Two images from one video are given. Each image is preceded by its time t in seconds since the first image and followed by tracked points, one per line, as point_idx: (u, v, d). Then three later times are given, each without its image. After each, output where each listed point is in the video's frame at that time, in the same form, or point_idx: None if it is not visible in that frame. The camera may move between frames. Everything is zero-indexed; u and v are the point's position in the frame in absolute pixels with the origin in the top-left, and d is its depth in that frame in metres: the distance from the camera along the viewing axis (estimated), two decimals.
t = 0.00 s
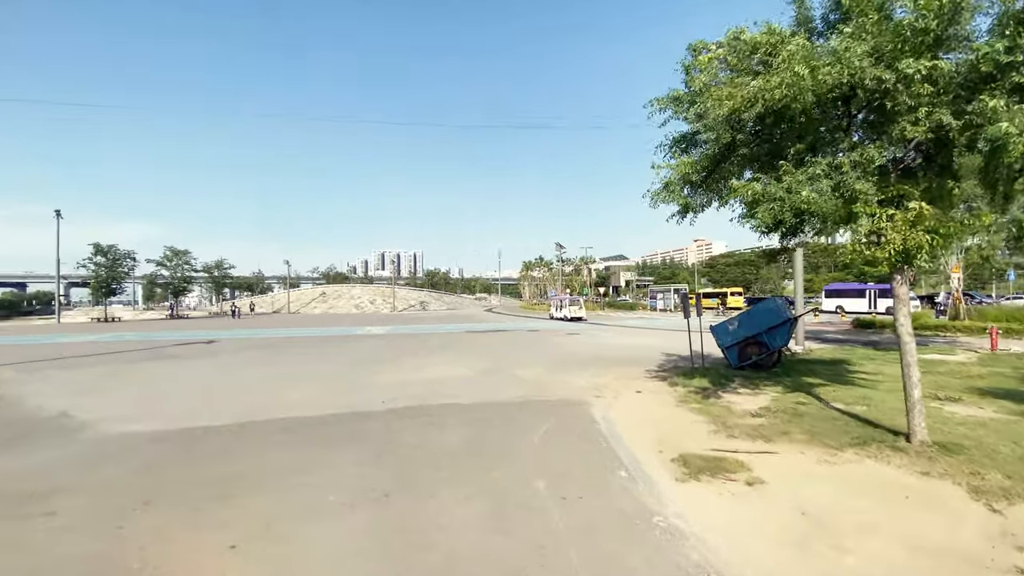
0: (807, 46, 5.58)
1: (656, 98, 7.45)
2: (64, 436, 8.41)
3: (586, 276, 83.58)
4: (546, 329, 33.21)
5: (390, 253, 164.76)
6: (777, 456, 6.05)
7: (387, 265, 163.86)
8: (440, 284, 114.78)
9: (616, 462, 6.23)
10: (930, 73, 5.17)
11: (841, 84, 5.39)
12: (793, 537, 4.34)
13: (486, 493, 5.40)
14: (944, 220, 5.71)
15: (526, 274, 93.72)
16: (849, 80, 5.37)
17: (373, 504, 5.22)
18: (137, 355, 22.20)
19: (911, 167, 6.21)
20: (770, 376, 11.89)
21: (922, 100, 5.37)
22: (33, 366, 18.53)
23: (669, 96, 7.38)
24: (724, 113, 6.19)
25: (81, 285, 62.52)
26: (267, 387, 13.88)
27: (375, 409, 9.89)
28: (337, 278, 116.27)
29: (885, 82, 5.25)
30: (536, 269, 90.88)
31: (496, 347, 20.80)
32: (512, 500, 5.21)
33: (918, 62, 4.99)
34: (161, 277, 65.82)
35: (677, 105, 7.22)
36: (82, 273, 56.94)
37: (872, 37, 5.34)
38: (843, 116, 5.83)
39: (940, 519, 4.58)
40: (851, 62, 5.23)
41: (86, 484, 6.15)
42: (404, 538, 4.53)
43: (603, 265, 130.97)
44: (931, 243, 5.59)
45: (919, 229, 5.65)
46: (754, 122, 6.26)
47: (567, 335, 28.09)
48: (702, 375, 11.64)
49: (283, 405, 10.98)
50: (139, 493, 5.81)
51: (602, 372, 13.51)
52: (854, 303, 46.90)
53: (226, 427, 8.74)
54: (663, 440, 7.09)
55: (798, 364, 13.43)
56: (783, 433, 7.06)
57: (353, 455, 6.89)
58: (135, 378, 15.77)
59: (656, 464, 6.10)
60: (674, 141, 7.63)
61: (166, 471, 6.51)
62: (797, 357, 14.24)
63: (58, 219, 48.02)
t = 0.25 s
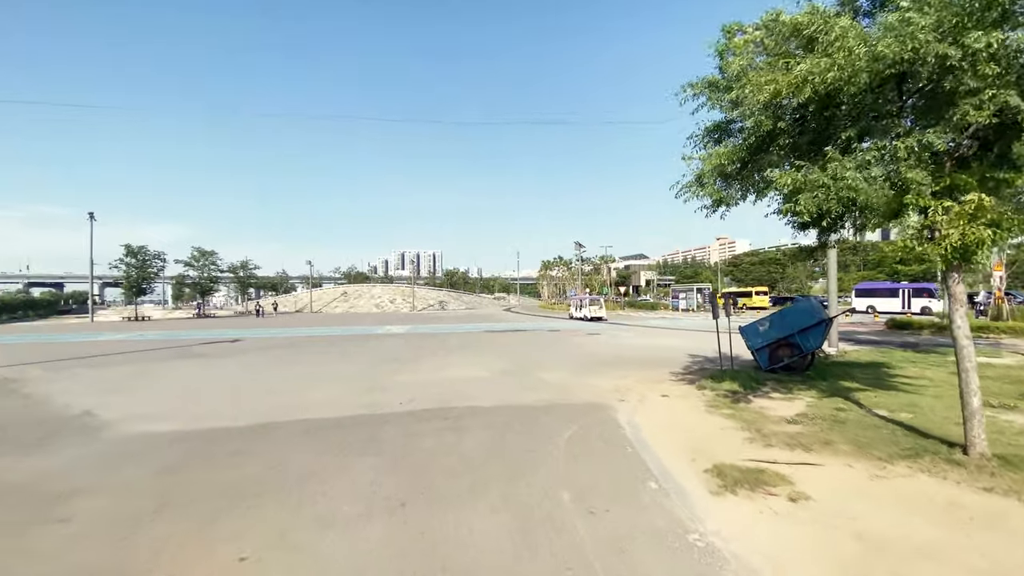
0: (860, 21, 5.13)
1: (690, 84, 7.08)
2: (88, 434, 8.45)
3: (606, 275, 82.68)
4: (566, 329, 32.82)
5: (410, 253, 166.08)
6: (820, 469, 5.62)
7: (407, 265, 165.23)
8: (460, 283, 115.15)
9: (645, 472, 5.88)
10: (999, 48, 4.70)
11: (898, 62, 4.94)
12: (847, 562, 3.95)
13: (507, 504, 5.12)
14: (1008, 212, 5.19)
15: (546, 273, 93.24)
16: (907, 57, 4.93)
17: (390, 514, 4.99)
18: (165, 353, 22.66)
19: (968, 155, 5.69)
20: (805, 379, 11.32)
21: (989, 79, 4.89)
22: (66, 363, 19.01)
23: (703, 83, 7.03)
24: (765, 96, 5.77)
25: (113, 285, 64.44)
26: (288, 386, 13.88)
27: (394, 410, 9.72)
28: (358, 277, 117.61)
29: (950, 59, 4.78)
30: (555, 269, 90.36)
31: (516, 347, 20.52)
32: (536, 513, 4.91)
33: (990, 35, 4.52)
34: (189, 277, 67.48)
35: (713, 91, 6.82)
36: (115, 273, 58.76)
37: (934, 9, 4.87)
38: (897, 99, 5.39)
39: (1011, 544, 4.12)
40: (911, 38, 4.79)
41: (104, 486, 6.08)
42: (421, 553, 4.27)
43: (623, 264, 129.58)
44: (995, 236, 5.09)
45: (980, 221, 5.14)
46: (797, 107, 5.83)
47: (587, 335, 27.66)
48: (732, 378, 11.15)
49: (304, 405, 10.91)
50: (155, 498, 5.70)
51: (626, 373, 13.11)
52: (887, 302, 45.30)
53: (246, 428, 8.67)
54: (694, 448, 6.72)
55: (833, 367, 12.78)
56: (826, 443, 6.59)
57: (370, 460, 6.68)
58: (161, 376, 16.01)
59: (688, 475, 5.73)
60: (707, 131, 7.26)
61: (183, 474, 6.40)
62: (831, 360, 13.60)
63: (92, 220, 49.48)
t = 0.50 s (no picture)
0: None
1: (707, 69, 6.69)
2: (84, 435, 8.22)
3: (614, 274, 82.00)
4: (573, 329, 32.41)
5: (417, 253, 166.18)
6: (852, 478, 5.22)
7: (414, 265, 165.38)
8: (466, 283, 114.95)
9: (662, 480, 5.50)
10: None
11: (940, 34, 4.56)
12: None
13: (516, 515, 4.77)
14: None
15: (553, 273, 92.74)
16: (950, 28, 4.55)
17: (389, 525, 4.66)
18: (170, 353, 22.54)
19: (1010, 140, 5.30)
20: (824, 380, 10.88)
21: None
22: (70, 363, 18.90)
23: (721, 67, 6.64)
24: (791, 76, 5.37)
25: (122, 285, 64.86)
26: (292, 386, 13.63)
27: (398, 411, 9.42)
28: (365, 277, 117.79)
29: (999, 28, 4.40)
30: (562, 268, 89.88)
31: (523, 347, 20.17)
32: (547, 525, 4.56)
33: None
34: (197, 277, 67.74)
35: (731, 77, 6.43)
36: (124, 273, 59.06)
37: None
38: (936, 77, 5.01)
39: None
40: (955, 8, 4.41)
41: (94, 490, 5.81)
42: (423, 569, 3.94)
43: (631, 264, 128.70)
44: None
45: None
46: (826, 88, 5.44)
47: (596, 334, 27.22)
48: (747, 379, 10.75)
49: (306, 405, 10.63)
50: (145, 504, 5.42)
51: (637, 374, 12.73)
52: (900, 300, 44.51)
53: (246, 429, 8.40)
54: (713, 454, 6.34)
55: (853, 367, 12.32)
56: (854, 448, 6.19)
57: (371, 464, 6.38)
58: (165, 376, 15.82)
59: (709, 484, 5.35)
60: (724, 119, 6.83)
61: (176, 479, 6.13)
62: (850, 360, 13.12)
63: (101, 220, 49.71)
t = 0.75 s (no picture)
0: None
1: (719, 54, 6.32)
2: (68, 442, 7.87)
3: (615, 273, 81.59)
4: (576, 328, 32.04)
5: (419, 252, 166.09)
6: (878, 493, 4.87)
7: (416, 264, 165.15)
8: (468, 282, 114.70)
9: (672, 493, 5.15)
10: None
11: (975, 8, 4.20)
12: None
13: (517, 532, 4.44)
14: None
15: (554, 272, 92.34)
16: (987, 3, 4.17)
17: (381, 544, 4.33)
18: (168, 353, 22.25)
19: None
20: (837, 382, 10.52)
21: None
22: (65, 364, 18.63)
23: (734, 52, 6.27)
24: (811, 58, 5.00)
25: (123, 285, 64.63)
26: (288, 387, 13.32)
27: (395, 413, 9.10)
28: (367, 276, 117.60)
29: None
30: (564, 267, 89.53)
31: (525, 347, 19.82)
32: (550, 544, 4.23)
33: None
34: (198, 277, 67.54)
35: (745, 61, 6.06)
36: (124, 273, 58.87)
37: None
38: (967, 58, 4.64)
39: None
40: None
41: (71, 502, 5.48)
42: None
43: (633, 263, 128.28)
44: None
45: None
46: (847, 70, 5.06)
47: (599, 334, 26.83)
48: (756, 381, 10.40)
49: (301, 407, 10.32)
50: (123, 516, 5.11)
51: (642, 375, 12.38)
52: (905, 298, 44.05)
53: (237, 433, 8.09)
54: (725, 462, 5.99)
55: (865, 369, 11.94)
56: (875, 457, 5.84)
57: (365, 472, 6.05)
58: (160, 376, 15.54)
59: (723, 496, 5.01)
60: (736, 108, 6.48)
61: (160, 488, 5.82)
62: (862, 362, 12.74)
63: (101, 219, 49.51)
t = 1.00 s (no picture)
0: None
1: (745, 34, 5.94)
2: (52, 446, 7.54)
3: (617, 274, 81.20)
4: (578, 329, 31.68)
5: (419, 252, 165.77)
6: (912, 510, 4.53)
7: (416, 264, 164.83)
8: (468, 282, 114.36)
9: (690, 508, 4.78)
10: None
11: None
12: None
13: (524, 552, 4.09)
14: None
15: (555, 272, 91.98)
16: None
17: (375, 564, 3.98)
18: (164, 353, 21.92)
19: None
20: (852, 387, 10.14)
21: None
22: (59, 364, 18.31)
23: (760, 33, 5.90)
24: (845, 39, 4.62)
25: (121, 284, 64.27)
26: (284, 388, 12.99)
27: (394, 416, 8.75)
28: (367, 276, 117.24)
29: None
30: (565, 268, 89.17)
31: (527, 348, 19.44)
32: (560, 565, 3.87)
33: None
34: (198, 276, 67.25)
35: (772, 43, 5.69)
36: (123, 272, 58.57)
37: None
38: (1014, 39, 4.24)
39: None
40: None
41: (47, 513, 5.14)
42: None
43: (634, 263, 127.92)
44: None
45: None
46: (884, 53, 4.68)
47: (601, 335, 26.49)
48: (768, 385, 10.04)
49: (297, 409, 9.97)
50: (100, 531, 4.76)
51: (649, 377, 12.02)
52: (910, 300, 43.65)
53: (228, 438, 7.75)
54: (745, 474, 5.62)
55: (879, 372, 11.57)
56: (905, 469, 5.47)
57: (361, 481, 5.70)
58: (154, 377, 15.21)
59: (745, 511, 4.64)
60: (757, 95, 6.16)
61: (142, 499, 5.47)
62: (874, 365, 12.41)
63: (101, 217, 49.18)
